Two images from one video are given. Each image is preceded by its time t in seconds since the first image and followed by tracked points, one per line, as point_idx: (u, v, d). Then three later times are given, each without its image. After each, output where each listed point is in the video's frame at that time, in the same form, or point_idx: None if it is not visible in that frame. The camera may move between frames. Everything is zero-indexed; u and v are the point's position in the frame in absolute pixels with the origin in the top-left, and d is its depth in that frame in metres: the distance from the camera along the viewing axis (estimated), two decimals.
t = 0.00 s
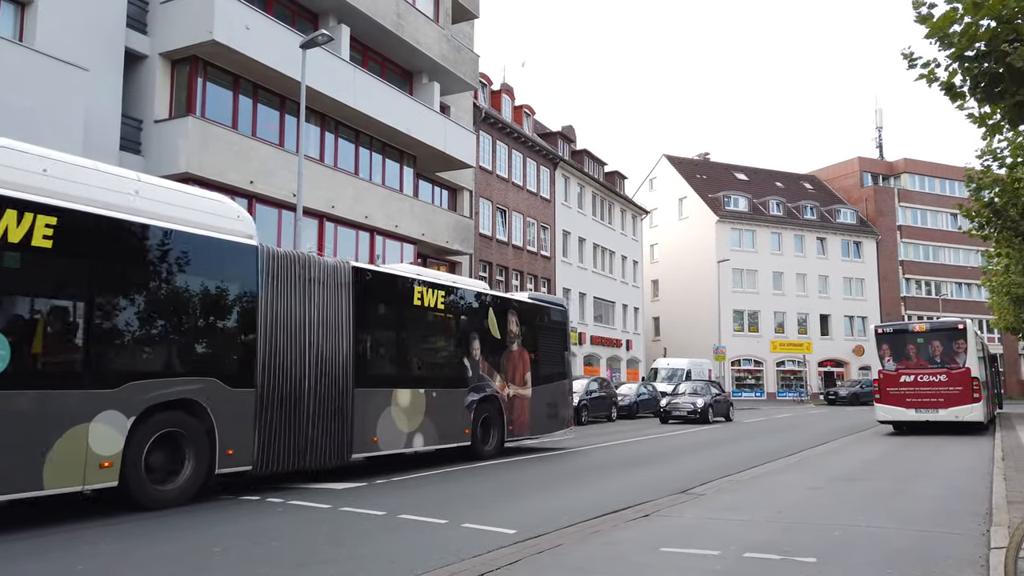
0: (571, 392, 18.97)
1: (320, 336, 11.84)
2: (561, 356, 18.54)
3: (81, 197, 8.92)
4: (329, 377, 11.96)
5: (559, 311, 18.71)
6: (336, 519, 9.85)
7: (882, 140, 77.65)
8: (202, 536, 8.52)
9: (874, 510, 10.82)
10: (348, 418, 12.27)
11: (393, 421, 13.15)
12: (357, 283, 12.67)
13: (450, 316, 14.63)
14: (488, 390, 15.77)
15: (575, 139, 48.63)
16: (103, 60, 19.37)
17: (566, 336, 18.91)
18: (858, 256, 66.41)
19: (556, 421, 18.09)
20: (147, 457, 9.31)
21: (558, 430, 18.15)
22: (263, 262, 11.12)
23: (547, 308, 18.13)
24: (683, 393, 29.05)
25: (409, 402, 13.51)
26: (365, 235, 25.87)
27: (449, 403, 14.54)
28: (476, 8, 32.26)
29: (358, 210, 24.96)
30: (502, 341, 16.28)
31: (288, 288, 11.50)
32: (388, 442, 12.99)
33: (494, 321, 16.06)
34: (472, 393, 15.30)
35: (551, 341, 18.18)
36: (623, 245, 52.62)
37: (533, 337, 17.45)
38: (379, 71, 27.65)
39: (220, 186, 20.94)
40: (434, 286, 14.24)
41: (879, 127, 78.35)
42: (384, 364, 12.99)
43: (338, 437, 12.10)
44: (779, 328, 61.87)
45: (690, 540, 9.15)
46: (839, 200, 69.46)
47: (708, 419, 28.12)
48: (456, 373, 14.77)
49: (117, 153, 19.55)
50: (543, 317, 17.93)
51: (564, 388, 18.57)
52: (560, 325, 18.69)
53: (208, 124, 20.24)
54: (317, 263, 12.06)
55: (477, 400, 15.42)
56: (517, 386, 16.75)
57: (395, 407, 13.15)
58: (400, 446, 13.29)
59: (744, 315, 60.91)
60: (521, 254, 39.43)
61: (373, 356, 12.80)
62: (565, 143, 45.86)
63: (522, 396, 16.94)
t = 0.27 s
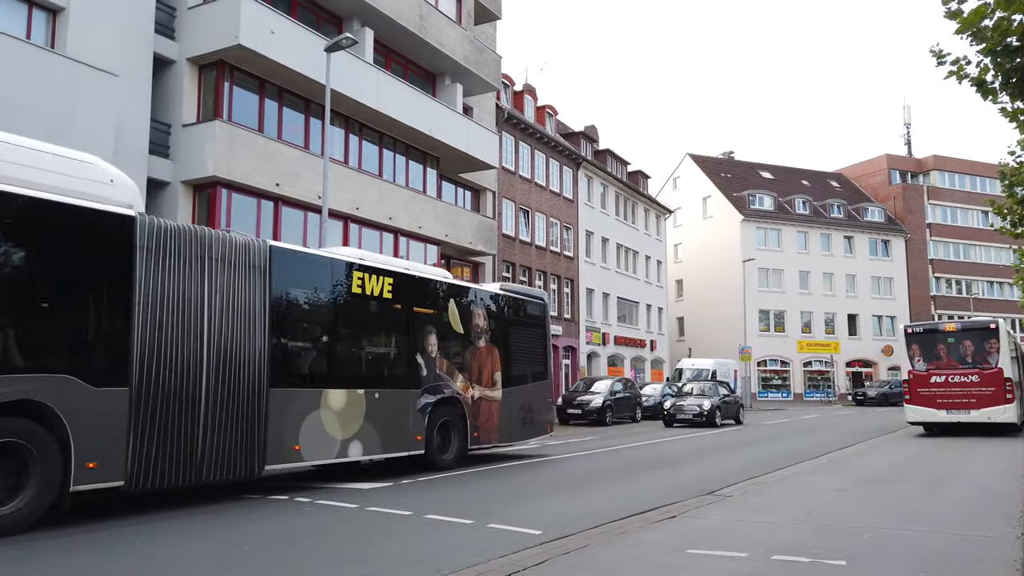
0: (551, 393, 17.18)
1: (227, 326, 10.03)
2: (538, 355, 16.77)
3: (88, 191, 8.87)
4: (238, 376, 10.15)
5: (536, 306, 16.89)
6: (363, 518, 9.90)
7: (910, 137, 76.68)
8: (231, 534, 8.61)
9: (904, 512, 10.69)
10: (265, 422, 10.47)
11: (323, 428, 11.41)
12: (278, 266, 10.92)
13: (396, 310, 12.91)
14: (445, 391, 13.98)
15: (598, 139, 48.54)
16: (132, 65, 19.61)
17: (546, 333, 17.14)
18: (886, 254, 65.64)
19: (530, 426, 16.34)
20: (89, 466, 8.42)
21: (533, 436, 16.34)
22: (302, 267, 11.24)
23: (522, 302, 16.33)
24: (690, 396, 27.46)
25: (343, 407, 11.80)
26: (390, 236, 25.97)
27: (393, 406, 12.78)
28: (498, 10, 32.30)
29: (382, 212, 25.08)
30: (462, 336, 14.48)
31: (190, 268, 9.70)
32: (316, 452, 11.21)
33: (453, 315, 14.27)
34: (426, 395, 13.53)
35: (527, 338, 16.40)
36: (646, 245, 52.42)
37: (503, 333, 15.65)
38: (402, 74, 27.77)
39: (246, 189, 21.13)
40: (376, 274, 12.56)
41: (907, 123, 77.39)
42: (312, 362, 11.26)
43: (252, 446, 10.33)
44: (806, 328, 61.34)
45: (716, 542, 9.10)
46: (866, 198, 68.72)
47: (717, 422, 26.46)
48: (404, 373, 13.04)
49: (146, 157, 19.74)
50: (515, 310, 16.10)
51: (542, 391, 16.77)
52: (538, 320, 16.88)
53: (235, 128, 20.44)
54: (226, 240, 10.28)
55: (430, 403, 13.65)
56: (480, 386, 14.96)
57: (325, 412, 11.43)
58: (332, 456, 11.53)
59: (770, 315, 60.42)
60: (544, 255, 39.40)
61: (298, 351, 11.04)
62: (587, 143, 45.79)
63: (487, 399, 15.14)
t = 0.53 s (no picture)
0: (533, 396, 15.19)
1: (89, 315, 8.21)
2: (517, 352, 14.77)
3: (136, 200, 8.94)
4: (112, 376, 8.33)
5: (517, 297, 14.94)
6: (404, 518, 9.94)
7: (956, 131, 75.07)
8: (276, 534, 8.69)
9: (954, 516, 10.44)
10: (150, 431, 8.63)
11: (237, 438, 9.51)
12: (172, 244, 9.03)
13: (344, 298, 11.16)
14: (399, 394, 12.05)
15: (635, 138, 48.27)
16: (176, 72, 19.95)
17: (528, 327, 15.15)
18: (932, 251, 64.32)
19: (507, 432, 14.36)
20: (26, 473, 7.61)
21: (510, 443, 14.37)
22: (330, 270, 11.00)
23: (498, 294, 14.37)
24: (708, 397, 25.48)
25: (264, 413, 9.88)
26: (427, 238, 26.07)
27: (334, 408, 10.93)
28: (534, 10, 32.28)
29: (419, 214, 25.20)
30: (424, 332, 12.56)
31: (142, 259, 8.73)
32: (224, 467, 9.31)
33: (411, 307, 12.36)
34: (374, 398, 11.63)
35: (504, 334, 14.41)
36: (684, 244, 52.00)
37: (475, 327, 13.72)
38: (438, 76, 27.88)
39: (287, 193, 21.37)
40: (313, 256, 10.75)
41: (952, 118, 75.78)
42: (215, 355, 9.31)
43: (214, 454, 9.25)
44: (849, 327, 60.38)
45: (760, 546, 8.96)
46: (911, 194, 67.42)
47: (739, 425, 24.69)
48: (345, 373, 11.14)
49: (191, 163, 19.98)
50: (490, 302, 14.15)
51: (520, 392, 14.79)
52: (518, 315, 14.90)
53: (276, 133, 20.67)
54: (96, 213, 8.50)
55: (381, 407, 11.76)
56: (444, 388, 12.99)
57: (239, 419, 9.51)
58: (243, 472, 9.58)
59: (812, 314, 59.55)
60: (581, 255, 39.28)
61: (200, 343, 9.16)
62: (624, 142, 45.56)
63: (452, 401, 13.17)
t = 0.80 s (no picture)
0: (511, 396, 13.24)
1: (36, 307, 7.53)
2: (489, 348, 12.80)
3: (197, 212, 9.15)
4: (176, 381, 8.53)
5: (490, 286, 12.99)
6: (448, 519, 9.92)
7: (1013, 123, 72.92)
8: (322, 533, 8.74)
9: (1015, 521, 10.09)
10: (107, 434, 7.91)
11: (109, 449, 7.92)
12: (137, 238, 8.39)
13: (269, 283, 9.57)
14: (333, 396, 10.18)
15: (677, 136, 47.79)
16: (224, 80, 20.25)
17: (503, 319, 13.18)
18: (988, 247, 62.58)
19: (475, 439, 12.37)
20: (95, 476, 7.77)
21: (480, 450, 12.42)
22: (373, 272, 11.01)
23: (470, 280, 12.56)
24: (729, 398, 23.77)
25: (148, 420, 8.28)
26: (470, 239, 26.10)
27: (250, 413, 9.21)
28: (575, 10, 32.14)
29: (461, 215, 25.24)
30: (366, 325, 10.72)
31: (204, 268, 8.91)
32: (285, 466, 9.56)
33: (352, 295, 10.59)
34: (299, 400, 9.79)
35: (477, 327, 12.59)
36: (729, 243, 51.33)
37: (434, 319, 11.88)
38: (480, 78, 27.91)
39: (332, 196, 21.56)
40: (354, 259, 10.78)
41: (1008, 109, 73.64)
42: (82, 352, 7.82)
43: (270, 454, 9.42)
44: (901, 326, 59.04)
45: (811, 550, 8.74)
46: (966, 188, 65.69)
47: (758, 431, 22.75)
48: (262, 370, 9.38)
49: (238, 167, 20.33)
50: (453, 291, 12.24)
51: (493, 391, 12.79)
52: (491, 305, 12.94)
53: (321, 138, 20.87)
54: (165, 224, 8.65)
55: (309, 411, 9.90)
56: (394, 387, 11.07)
57: (110, 425, 7.93)
58: (115, 490, 7.96)
59: (862, 313, 58.33)
60: (623, 255, 39.00)
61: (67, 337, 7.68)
62: (666, 140, 45.14)
63: (402, 403, 11.22)
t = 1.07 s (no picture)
0: (461, 392, 11.62)
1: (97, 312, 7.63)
2: (432, 340, 11.14)
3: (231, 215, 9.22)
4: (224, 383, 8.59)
5: (435, 270, 11.36)
6: (486, 520, 9.87)
7: None
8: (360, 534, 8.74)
9: None
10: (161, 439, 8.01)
11: None
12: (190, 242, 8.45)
13: (152, 264, 8.08)
14: (228, 397, 8.60)
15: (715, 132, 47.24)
16: (265, 85, 20.47)
17: (451, 307, 11.53)
18: None
19: (417, 443, 10.76)
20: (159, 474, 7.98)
21: (423, 457, 10.82)
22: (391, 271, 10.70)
23: (411, 265, 10.98)
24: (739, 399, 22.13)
25: None
26: (506, 240, 26.06)
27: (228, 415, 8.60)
28: (611, 8, 31.94)
29: (498, 215, 25.22)
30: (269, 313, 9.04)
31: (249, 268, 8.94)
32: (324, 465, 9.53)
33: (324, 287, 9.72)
34: (181, 403, 8.19)
35: (419, 320, 10.98)
36: (770, 240, 50.58)
37: (363, 307, 10.21)
38: (515, 79, 27.87)
39: (370, 199, 21.67)
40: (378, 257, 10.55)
41: None
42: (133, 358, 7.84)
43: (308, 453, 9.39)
44: (950, 325, 57.70)
45: (856, 554, 8.52)
46: (1017, 182, 63.98)
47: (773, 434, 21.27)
48: (145, 369, 7.91)
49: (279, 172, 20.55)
50: (389, 275, 10.62)
51: (441, 389, 11.20)
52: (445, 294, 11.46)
53: (359, 141, 20.98)
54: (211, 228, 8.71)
55: (195, 416, 8.31)
56: (310, 386, 9.43)
57: None
58: None
59: (908, 311, 57.06)
60: (661, 254, 38.65)
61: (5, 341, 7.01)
62: (704, 138, 44.64)
63: (321, 403, 9.55)
